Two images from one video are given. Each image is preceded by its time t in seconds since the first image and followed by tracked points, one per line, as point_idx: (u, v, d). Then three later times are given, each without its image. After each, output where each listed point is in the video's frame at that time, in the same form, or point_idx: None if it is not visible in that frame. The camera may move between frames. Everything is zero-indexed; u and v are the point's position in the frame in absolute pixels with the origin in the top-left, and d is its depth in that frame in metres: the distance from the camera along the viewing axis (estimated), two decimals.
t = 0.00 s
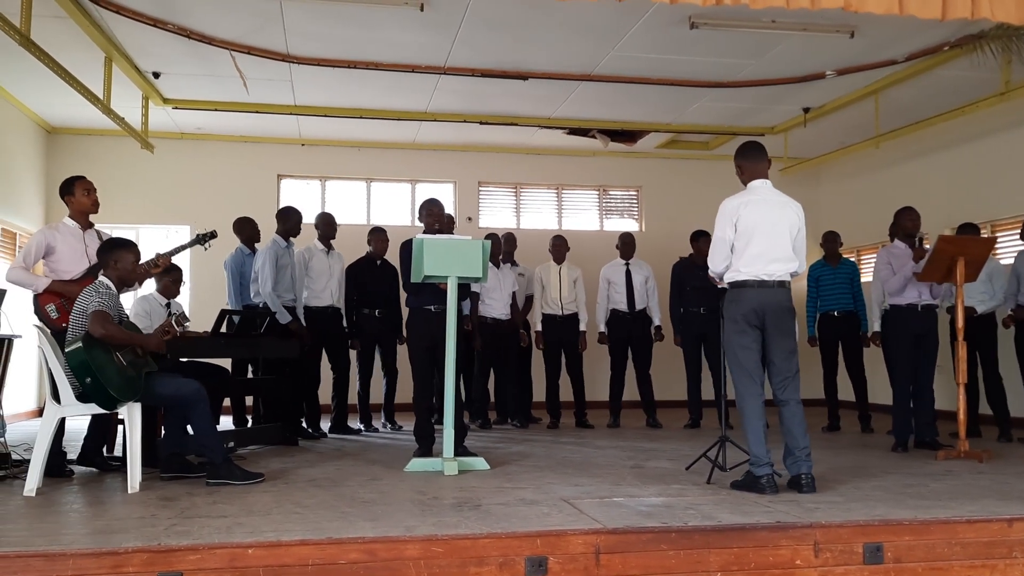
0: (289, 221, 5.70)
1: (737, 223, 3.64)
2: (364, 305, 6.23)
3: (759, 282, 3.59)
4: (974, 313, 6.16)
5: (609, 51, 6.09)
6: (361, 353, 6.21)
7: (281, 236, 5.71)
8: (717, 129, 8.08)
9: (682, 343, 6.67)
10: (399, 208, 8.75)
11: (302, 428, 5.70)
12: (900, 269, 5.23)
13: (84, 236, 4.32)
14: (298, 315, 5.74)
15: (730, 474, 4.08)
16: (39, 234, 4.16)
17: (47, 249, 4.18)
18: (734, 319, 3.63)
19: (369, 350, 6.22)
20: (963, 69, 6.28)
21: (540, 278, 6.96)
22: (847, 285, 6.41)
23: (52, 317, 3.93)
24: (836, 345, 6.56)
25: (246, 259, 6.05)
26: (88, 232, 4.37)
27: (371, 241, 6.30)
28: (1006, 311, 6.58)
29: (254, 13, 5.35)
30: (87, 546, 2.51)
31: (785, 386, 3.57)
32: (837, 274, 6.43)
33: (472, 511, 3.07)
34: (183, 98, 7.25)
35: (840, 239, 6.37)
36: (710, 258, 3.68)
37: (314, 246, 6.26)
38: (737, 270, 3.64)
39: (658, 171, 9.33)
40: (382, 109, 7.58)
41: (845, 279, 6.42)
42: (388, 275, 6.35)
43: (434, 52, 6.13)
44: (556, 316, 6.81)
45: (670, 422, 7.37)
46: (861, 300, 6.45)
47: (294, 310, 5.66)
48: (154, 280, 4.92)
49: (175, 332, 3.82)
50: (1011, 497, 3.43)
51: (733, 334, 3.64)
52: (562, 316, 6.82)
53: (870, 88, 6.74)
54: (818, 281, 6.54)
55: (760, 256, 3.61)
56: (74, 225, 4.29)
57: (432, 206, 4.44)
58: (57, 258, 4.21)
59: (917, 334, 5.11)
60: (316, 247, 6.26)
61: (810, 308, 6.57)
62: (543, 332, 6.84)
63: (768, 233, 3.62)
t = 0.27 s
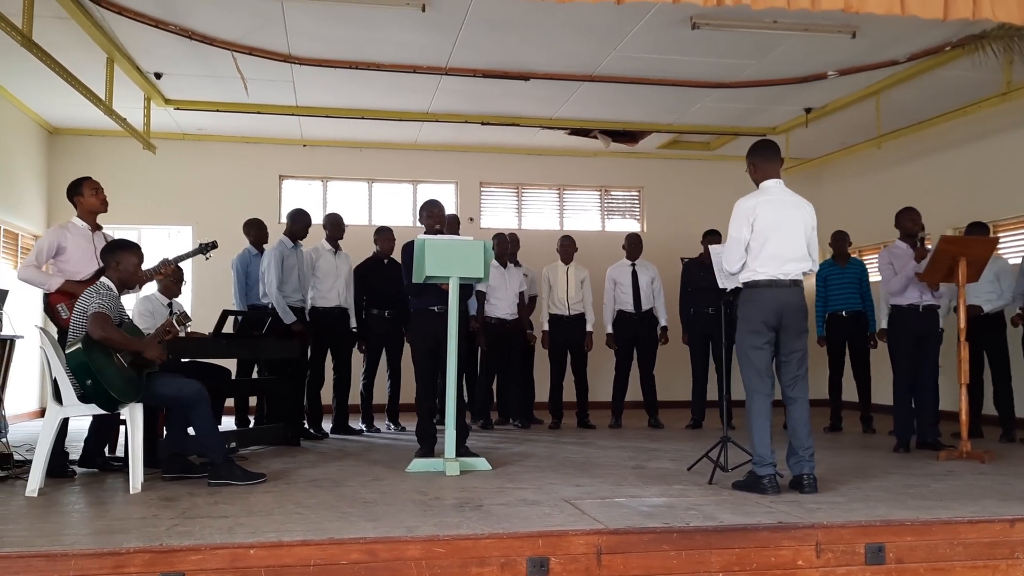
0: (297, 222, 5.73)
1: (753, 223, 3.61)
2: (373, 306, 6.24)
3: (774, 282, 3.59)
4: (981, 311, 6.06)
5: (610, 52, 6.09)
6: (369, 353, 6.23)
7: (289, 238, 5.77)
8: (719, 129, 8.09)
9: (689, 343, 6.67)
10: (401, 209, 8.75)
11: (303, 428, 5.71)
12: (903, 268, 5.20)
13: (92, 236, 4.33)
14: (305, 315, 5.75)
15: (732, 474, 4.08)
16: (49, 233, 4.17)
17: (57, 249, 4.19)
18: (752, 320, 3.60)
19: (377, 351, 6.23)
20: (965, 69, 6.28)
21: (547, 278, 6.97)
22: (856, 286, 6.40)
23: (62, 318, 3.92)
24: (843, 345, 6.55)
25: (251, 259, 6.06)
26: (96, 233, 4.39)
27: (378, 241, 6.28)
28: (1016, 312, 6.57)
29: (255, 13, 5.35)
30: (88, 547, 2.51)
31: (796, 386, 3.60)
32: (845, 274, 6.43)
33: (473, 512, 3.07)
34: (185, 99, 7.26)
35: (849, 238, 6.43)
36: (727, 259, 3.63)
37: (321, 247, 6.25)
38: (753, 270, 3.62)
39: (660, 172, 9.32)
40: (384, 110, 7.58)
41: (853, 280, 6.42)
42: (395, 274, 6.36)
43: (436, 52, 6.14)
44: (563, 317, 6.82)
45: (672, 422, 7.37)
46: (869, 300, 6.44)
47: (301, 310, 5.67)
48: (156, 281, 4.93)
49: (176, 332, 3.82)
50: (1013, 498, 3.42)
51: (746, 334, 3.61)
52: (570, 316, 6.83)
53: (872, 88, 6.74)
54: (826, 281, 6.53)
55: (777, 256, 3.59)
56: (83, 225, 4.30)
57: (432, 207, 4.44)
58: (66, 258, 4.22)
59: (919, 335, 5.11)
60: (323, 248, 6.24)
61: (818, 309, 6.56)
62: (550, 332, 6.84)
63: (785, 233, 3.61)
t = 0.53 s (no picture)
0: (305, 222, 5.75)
1: (772, 225, 3.58)
2: (382, 307, 6.24)
3: (793, 283, 3.57)
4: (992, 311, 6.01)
5: (611, 52, 6.09)
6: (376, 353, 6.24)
7: (296, 239, 5.80)
8: (720, 129, 8.09)
9: (696, 343, 6.67)
10: (402, 209, 8.76)
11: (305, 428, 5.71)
12: (904, 268, 5.18)
13: (100, 236, 4.34)
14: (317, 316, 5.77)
15: (733, 474, 4.08)
16: (58, 233, 4.16)
17: (66, 248, 4.18)
18: (772, 318, 3.57)
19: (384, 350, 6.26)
20: (967, 69, 6.27)
21: (555, 277, 6.96)
22: (865, 286, 6.39)
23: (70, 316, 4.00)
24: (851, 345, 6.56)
25: (258, 259, 6.08)
26: (103, 233, 4.39)
27: (386, 241, 6.31)
28: None
29: (256, 13, 5.35)
30: (90, 546, 2.51)
31: (805, 386, 3.62)
32: (854, 274, 6.41)
33: (474, 512, 3.07)
34: (186, 99, 7.26)
35: (858, 239, 6.34)
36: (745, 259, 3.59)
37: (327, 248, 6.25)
38: (772, 272, 3.59)
39: (661, 171, 9.32)
40: (385, 110, 7.58)
41: (862, 279, 6.41)
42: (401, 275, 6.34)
43: (437, 52, 6.14)
44: (570, 316, 6.82)
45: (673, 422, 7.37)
46: (878, 301, 6.43)
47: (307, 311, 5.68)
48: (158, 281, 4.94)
49: (179, 332, 3.82)
50: (1015, 498, 3.42)
51: (761, 333, 3.60)
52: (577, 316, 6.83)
53: (874, 88, 6.73)
54: (834, 280, 6.52)
55: (796, 257, 3.58)
56: (91, 225, 4.30)
57: (433, 207, 4.44)
58: (76, 258, 4.21)
59: (920, 335, 5.10)
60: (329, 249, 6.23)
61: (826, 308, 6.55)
62: (557, 332, 6.84)
63: (803, 235, 3.59)
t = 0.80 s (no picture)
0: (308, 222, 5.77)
1: (787, 223, 3.56)
2: (387, 306, 6.22)
3: (805, 282, 3.57)
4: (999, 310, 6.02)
5: (613, 50, 6.09)
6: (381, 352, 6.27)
7: (301, 240, 5.84)
8: (723, 128, 8.09)
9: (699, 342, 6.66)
10: (404, 207, 8.76)
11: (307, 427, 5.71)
12: (907, 268, 5.20)
13: (103, 236, 4.35)
14: (329, 315, 5.83)
15: (735, 473, 4.08)
16: (59, 234, 4.18)
17: (67, 249, 4.21)
18: (785, 316, 3.56)
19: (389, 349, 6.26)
20: (969, 68, 6.26)
21: (561, 276, 6.98)
22: (872, 285, 6.40)
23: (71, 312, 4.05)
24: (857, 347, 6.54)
25: (262, 259, 6.09)
26: (106, 233, 4.40)
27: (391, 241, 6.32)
28: None
29: (257, 12, 5.35)
30: (92, 545, 2.52)
31: (810, 385, 3.64)
32: (862, 272, 6.41)
33: (476, 510, 3.07)
34: (188, 98, 7.27)
35: (867, 235, 6.39)
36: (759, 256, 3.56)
37: (331, 247, 6.27)
38: (786, 270, 3.58)
39: (663, 170, 9.32)
40: (386, 108, 7.58)
41: (870, 278, 6.41)
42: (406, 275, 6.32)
43: (439, 51, 6.14)
44: (577, 314, 6.79)
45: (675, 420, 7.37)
46: (885, 301, 6.44)
47: (312, 310, 5.69)
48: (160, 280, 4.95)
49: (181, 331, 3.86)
50: (1017, 497, 3.41)
51: (770, 331, 3.59)
52: (583, 315, 6.80)
53: (877, 86, 6.73)
54: (843, 279, 6.50)
55: (809, 256, 3.58)
56: (93, 225, 4.31)
57: (436, 206, 4.43)
58: (77, 258, 4.23)
59: (921, 335, 5.09)
60: (333, 248, 6.27)
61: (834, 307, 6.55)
62: (563, 330, 6.83)
63: (815, 233, 3.59)
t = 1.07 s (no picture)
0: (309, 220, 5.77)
1: (789, 221, 3.56)
2: (388, 305, 6.22)
3: (808, 280, 3.58)
4: (1003, 309, 6.07)
5: (614, 49, 6.09)
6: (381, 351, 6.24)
7: (303, 237, 5.85)
8: (724, 126, 8.08)
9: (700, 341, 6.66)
10: (406, 206, 8.76)
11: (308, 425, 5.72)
12: (908, 266, 5.20)
13: (101, 235, 4.34)
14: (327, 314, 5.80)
15: (737, 471, 4.09)
16: (56, 236, 4.19)
17: (64, 249, 4.21)
18: (792, 315, 3.55)
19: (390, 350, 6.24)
20: (971, 66, 6.25)
21: (565, 275, 6.99)
22: (875, 283, 6.38)
23: (68, 312, 3.95)
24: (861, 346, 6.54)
25: (265, 258, 6.09)
26: (105, 231, 4.39)
27: (393, 239, 6.34)
28: None
29: (259, 11, 5.36)
30: (94, 543, 2.52)
31: (813, 383, 3.64)
32: (866, 270, 6.39)
33: (478, 509, 3.07)
34: (190, 97, 7.28)
35: (872, 233, 6.35)
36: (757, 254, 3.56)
37: (334, 245, 6.27)
38: (787, 268, 3.59)
39: (665, 169, 9.32)
40: (388, 107, 7.58)
41: (874, 276, 6.39)
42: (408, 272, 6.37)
43: (440, 50, 6.14)
44: (580, 313, 6.79)
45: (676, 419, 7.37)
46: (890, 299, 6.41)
47: (313, 309, 5.69)
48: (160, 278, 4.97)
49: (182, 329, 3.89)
50: (1019, 495, 3.41)
51: (776, 329, 3.57)
52: (586, 313, 6.80)
53: (879, 85, 6.72)
54: (846, 278, 6.51)
55: (811, 254, 3.59)
56: (91, 226, 4.31)
57: (441, 205, 4.44)
58: (75, 257, 4.23)
59: (922, 334, 5.10)
60: (336, 246, 6.26)
61: (838, 305, 6.56)
62: (565, 329, 6.84)
63: (817, 231, 3.61)
